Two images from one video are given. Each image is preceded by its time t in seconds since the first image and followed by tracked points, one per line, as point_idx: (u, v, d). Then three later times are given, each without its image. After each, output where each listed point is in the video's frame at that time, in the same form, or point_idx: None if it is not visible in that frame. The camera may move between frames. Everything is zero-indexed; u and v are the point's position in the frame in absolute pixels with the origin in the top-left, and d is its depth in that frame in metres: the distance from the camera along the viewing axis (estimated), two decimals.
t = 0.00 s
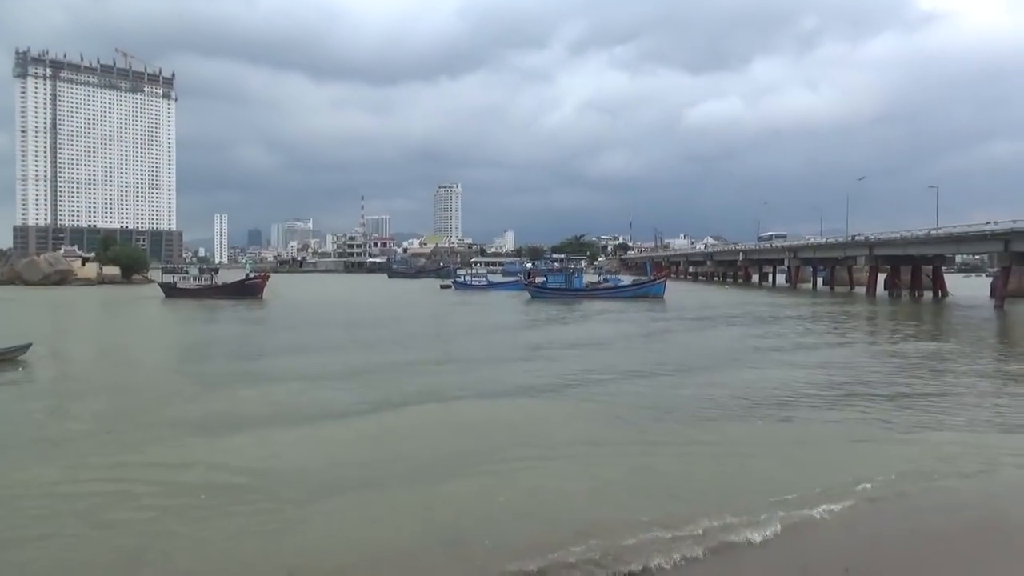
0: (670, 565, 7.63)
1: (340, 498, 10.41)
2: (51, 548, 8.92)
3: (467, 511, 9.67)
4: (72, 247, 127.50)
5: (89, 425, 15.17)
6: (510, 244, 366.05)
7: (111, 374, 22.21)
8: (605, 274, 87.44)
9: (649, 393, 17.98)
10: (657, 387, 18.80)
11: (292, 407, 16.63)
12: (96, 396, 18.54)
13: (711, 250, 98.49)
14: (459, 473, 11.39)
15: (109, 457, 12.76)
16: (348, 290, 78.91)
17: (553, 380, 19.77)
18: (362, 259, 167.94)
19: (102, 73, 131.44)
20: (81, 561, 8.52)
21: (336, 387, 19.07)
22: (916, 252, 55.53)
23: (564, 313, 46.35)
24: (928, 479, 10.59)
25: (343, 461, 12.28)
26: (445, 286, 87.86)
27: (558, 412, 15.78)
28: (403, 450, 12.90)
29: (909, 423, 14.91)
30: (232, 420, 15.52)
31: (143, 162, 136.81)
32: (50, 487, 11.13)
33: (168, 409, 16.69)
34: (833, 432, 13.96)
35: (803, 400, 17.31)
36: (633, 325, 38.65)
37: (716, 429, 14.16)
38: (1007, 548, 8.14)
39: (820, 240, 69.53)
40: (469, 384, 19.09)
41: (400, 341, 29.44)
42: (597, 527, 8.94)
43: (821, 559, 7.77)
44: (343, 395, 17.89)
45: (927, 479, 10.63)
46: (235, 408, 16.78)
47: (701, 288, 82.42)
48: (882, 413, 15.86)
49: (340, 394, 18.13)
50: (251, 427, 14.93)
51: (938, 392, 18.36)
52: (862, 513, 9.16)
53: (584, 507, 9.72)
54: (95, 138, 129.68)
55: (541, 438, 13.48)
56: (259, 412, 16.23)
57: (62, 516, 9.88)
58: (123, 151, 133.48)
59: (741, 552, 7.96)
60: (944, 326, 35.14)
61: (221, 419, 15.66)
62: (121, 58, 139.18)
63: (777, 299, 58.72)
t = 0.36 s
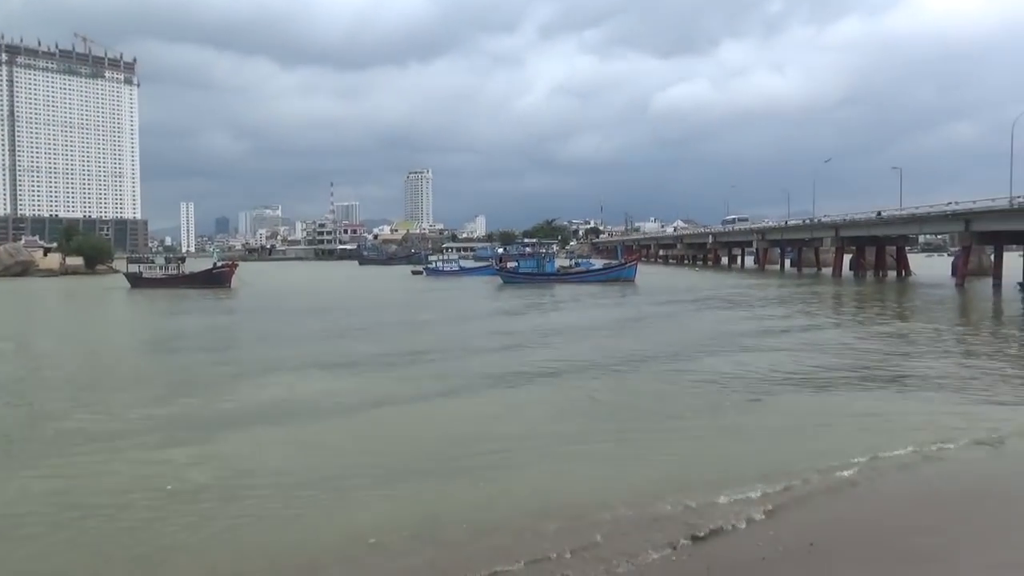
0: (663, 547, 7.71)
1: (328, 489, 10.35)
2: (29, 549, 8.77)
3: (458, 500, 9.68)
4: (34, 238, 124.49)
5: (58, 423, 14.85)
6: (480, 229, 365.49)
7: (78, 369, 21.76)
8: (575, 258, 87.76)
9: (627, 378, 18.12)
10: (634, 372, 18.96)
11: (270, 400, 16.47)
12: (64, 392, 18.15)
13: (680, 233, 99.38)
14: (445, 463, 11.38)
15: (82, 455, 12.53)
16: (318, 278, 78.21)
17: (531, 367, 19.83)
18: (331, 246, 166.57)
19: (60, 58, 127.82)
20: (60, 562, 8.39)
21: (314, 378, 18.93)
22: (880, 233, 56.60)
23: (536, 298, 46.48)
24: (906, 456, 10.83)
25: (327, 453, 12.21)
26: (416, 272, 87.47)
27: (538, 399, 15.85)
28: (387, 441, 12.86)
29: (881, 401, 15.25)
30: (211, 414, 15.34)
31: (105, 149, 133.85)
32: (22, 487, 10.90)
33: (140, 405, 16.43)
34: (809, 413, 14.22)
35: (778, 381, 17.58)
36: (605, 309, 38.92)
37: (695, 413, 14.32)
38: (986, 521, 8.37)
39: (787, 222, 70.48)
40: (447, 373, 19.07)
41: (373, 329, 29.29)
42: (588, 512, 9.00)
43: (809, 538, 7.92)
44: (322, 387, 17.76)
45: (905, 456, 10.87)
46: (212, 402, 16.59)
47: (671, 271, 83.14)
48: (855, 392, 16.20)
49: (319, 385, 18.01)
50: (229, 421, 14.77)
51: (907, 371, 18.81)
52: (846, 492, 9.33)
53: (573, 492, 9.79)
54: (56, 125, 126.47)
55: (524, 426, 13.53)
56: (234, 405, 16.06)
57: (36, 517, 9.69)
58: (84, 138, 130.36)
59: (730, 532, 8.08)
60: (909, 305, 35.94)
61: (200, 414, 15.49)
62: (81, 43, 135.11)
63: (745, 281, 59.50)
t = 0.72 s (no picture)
0: (619, 532, 7.85)
1: (283, 485, 10.20)
2: None
3: (416, 493, 9.65)
4: None
5: None
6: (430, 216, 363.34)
7: (15, 365, 20.99)
8: (525, 245, 88.07)
9: (579, 364, 18.34)
10: (586, 358, 19.15)
11: (221, 394, 16.15)
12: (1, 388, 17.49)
13: (628, 220, 100.49)
14: (403, 455, 11.32)
15: (23, 454, 12.10)
16: (264, 268, 76.81)
17: (485, 356, 19.87)
18: (278, 234, 163.67)
19: None
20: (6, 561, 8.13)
21: (265, 372, 18.61)
22: (820, 219, 58.19)
23: (487, 286, 46.56)
24: (850, 438, 11.19)
25: (281, 447, 12.03)
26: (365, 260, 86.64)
27: (493, 387, 15.89)
28: (341, 434, 12.74)
29: (825, 383, 15.73)
30: (158, 411, 14.97)
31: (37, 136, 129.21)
32: None
33: (83, 402, 15.95)
34: (757, 396, 14.57)
35: (727, 365, 17.96)
36: (555, 295, 39.20)
37: (648, 398, 14.55)
38: (926, 501, 8.71)
39: (731, 208, 71.91)
40: (401, 364, 18.97)
41: (323, 320, 28.97)
42: (546, 501, 9.06)
43: (761, 520, 8.13)
44: (273, 380, 17.48)
45: (849, 438, 11.24)
46: (158, 398, 16.20)
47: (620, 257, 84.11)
48: (800, 375, 16.66)
49: (270, 379, 17.71)
50: (177, 417, 14.43)
51: (848, 353, 19.43)
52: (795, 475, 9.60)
53: (532, 482, 9.85)
54: None
55: (481, 415, 13.56)
56: (183, 401, 15.74)
57: None
58: (14, 124, 125.44)
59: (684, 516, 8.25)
60: (848, 289, 37.11)
61: (146, 410, 15.10)
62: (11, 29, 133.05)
63: (692, 266, 60.60)
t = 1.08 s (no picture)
0: (569, 526, 8.09)
1: (237, 489, 10.11)
2: None
3: (372, 494, 9.65)
4: None
5: None
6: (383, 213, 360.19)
7: None
8: (479, 242, 88.07)
9: (532, 362, 18.60)
10: (541, 356, 19.32)
11: (171, 398, 15.87)
12: None
13: (582, 218, 101.28)
14: (359, 456, 11.31)
15: None
16: (212, 266, 75.23)
17: (440, 355, 19.89)
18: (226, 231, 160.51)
19: None
20: None
21: (216, 375, 18.32)
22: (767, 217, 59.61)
23: (440, 283, 46.50)
24: (794, 431, 11.60)
25: (234, 452, 11.89)
26: (317, 258, 85.54)
27: (448, 387, 15.94)
28: (296, 436, 12.64)
29: (772, 378, 16.17)
30: (105, 416, 14.65)
31: None
32: None
33: (25, 408, 15.56)
34: (707, 391, 14.92)
35: (678, 361, 18.32)
36: (508, 293, 39.40)
37: (599, 394, 14.89)
38: (866, 490, 9.06)
39: (682, 206, 73.07)
40: (356, 365, 18.89)
41: (274, 320, 28.63)
42: (502, 500, 9.17)
43: (710, 511, 8.39)
44: (225, 383, 17.23)
45: (796, 432, 11.59)
46: (104, 403, 15.85)
47: (573, 254, 84.80)
48: (748, 370, 17.09)
49: (221, 381, 17.46)
50: (125, 422, 14.15)
51: (794, 348, 19.99)
52: (744, 469, 9.89)
53: (488, 481, 9.95)
54: None
55: (437, 416, 13.60)
56: (133, 404, 15.50)
57: None
58: None
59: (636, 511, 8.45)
60: (794, 285, 38.13)
61: (93, 415, 14.77)
62: None
63: (644, 263, 61.51)
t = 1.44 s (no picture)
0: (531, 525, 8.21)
1: (189, 492, 9.93)
2: None
3: (329, 494, 9.61)
4: None
5: None
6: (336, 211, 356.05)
7: None
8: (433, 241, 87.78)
9: (490, 361, 18.74)
10: (497, 356, 19.41)
11: (120, 400, 15.49)
12: None
13: (536, 218, 101.76)
14: (314, 456, 11.24)
15: None
16: (159, 264, 73.46)
17: (396, 356, 19.83)
18: (174, 228, 156.75)
19: None
20: None
21: (169, 375, 18.01)
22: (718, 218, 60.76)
23: (396, 282, 46.26)
24: (747, 429, 11.95)
25: (185, 454, 11.68)
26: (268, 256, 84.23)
27: (404, 387, 15.91)
28: (250, 438, 12.47)
29: (723, 376, 16.52)
30: (50, 419, 14.23)
31: None
32: None
33: None
34: (661, 390, 15.18)
35: (632, 360, 18.58)
36: (464, 292, 39.44)
37: (557, 393, 15.09)
38: (814, 485, 9.36)
39: (635, 206, 74.04)
40: (310, 366, 18.68)
41: (227, 321, 28.18)
42: (464, 498, 9.25)
43: (667, 510, 8.56)
44: (177, 384, 16.89)
45: (748, 432, 11.88)
46: (48, 404, 15.40)
47: (528, 253, 85.14)
48: (701, 368, 17.42)
49: (172, 383, 17.12)
50: (72, 424, 13.79)
51: (744, 346, 20.45)
52: (699, 467, 10.12)
53: (447, 481, 9.98)
54: None
55: (394, 416, 13.56)
56: (83, 406, 15.17)
57: None
58: None
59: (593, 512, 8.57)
60: (743, 285, 38.93)
61: (39, 417, 14.35)
62: None
63: (598, 263, 62.09)
